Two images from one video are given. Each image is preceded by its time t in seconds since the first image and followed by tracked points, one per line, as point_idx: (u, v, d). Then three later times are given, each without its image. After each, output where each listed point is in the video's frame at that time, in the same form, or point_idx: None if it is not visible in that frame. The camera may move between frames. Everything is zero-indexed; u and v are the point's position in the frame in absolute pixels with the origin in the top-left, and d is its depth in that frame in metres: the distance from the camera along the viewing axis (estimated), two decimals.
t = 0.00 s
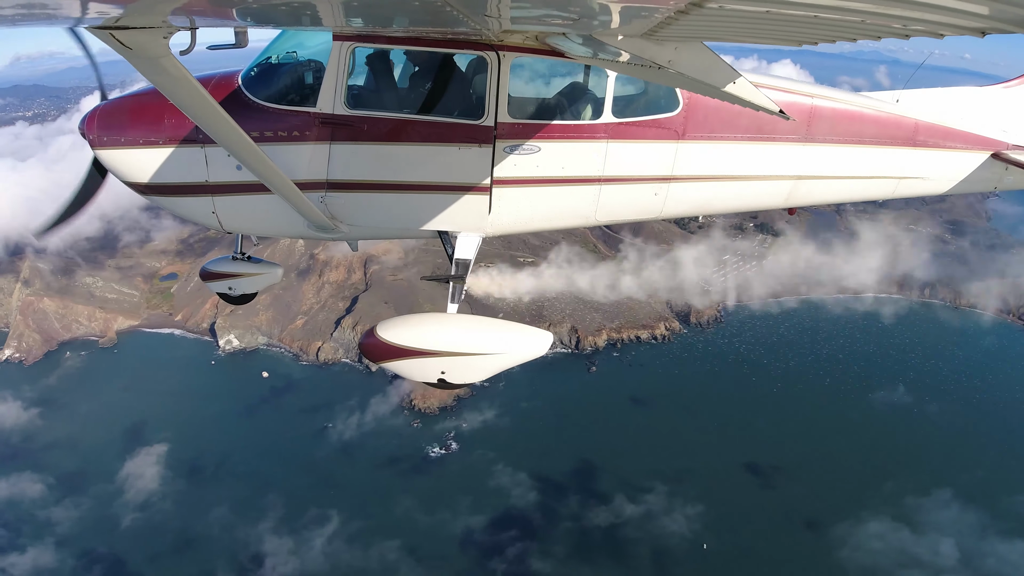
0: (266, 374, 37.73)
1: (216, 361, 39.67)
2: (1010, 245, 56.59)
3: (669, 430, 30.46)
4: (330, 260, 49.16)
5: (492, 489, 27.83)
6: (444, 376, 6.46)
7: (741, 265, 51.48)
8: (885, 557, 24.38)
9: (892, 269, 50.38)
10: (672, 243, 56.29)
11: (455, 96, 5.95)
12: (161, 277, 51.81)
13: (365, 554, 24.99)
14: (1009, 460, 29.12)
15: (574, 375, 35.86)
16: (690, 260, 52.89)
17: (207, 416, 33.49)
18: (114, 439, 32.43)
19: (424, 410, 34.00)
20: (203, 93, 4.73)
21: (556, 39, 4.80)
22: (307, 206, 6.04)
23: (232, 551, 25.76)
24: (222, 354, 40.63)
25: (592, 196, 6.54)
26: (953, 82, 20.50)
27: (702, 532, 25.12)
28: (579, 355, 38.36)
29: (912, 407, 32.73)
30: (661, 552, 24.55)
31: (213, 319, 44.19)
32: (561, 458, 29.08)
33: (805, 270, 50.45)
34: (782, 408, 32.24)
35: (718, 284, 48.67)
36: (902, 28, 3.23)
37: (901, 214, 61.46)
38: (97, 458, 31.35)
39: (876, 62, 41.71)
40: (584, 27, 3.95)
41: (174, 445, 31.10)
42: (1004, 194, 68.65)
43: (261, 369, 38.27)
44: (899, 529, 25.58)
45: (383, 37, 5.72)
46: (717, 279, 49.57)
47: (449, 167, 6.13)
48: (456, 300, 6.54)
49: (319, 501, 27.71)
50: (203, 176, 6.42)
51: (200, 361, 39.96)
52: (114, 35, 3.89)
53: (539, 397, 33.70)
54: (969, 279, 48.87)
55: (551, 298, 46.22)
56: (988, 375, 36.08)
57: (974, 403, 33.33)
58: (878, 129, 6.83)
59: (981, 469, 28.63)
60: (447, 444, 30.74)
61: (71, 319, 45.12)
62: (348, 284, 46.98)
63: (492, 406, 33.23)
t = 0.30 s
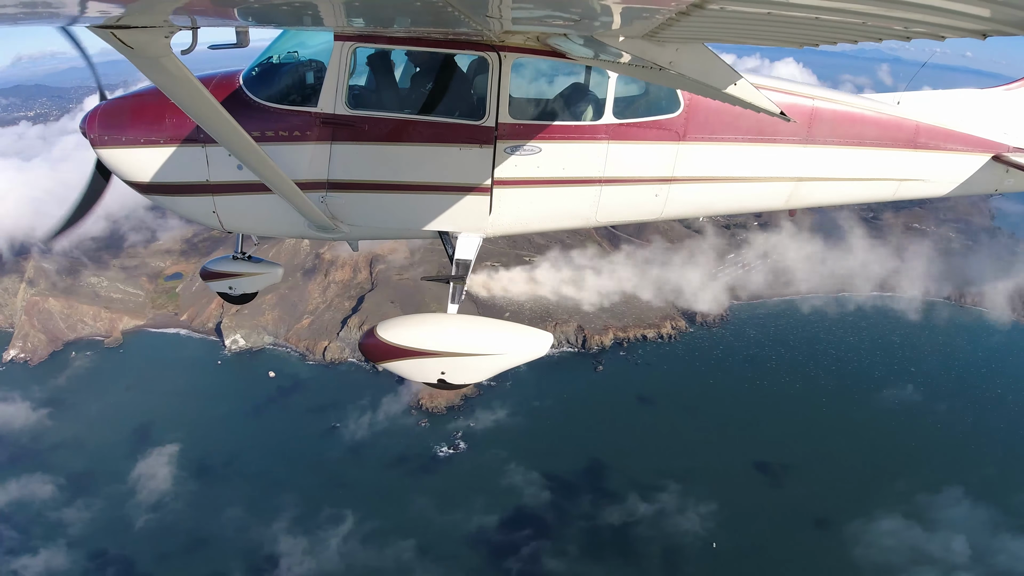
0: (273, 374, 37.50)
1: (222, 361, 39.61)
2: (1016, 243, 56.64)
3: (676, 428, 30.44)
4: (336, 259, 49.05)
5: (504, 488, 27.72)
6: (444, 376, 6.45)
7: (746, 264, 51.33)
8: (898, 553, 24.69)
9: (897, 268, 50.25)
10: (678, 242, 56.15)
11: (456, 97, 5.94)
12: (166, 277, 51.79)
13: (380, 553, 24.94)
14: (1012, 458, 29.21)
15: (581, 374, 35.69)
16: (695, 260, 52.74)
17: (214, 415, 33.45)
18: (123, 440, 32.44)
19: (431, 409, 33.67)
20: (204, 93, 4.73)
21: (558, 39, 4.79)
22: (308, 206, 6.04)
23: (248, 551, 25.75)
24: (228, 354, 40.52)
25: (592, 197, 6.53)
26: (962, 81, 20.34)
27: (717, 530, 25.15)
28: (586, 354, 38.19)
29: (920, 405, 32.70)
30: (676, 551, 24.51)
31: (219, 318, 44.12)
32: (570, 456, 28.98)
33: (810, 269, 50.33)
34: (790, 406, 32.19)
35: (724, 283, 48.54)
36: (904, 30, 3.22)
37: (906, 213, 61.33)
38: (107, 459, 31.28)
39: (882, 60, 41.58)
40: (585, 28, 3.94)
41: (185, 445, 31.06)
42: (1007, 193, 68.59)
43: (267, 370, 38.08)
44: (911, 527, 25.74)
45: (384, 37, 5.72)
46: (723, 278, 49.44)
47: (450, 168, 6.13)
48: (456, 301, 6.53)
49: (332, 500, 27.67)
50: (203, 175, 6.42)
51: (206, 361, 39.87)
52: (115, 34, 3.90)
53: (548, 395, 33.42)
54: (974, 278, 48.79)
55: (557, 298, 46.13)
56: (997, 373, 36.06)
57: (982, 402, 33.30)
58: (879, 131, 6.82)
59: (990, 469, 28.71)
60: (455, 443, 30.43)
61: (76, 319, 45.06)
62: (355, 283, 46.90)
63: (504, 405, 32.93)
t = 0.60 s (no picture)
0: (279, 374, 37.21)
1: (228, 360, 39.38)
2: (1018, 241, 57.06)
3: (683, 426, 30.37)
4: (341, 259, 49.70)
5: (517, 487, 27.50)
6: (444, 377, 6.44)
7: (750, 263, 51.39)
8: (907, 550, 24.57)
9: (902, 267, 50.27)
10: (684, 242, 56.28)
11: (457, 99, 5.94)
12: (171, 277, 51.75)
13: (395, 553, 24.72)
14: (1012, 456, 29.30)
15: (588, 373, 35.68)
16: (700, 259, 52.78)
17: (222, 415, 33.28)
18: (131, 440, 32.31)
19: (438, 408, 33.41)
20: (205, 94, 4.73)
21: (559, 41, 4.78)
22: (309, 207, 6.04)
23: (263, 551, 25.38)
24: (233, 354, 40.18)
25: (593, 199, 6.53)
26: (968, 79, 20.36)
27: (731, 528, 25.01)
28: (592, 353, 38.19)
29: (928, 402, 32.73)
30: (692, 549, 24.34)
31: (224, 318, 44.03)
32: (577, 454, 28.86)
33: (814, 268, 50.38)
34: (797, 404, 32.15)
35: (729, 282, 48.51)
36: (905, 32, 3.21)
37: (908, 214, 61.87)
38: (115, 459, 31.01)
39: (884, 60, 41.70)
40: (586, 30, 3.93)
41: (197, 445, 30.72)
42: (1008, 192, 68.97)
43: (274, 369, 37.77)
44: (923, 523, 25.65)
45: (385, 38, 5.73)
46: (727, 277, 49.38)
47: (451, 170, 6.14)
48: (457, 302, 6.53)
49: (345, 499, 27.32)
50: (205, 176, 6.43)
51: (212, 360, 39.60)
52: (117, 35, 3.89)
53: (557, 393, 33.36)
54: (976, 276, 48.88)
55: (561, 297, 46.09)
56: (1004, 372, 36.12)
57: (990, 399, 33.34)
58: (880, 133, 6.82)
59: (1000, 466, 28.78)
60: (463, 442, 30.32)
61: (81, 319, 44.99)
62: (360, 282, 47.38)
63: (515, 404, 32.68)
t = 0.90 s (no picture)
0: (285, 374, 36.89)
1: (234, 360, 39.02)
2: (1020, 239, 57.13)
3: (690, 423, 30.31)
4: (346, 258, 49.82)
5: (529, 485, 27.34)
6: (444, 379, 6.42)
7: (753, 262, 51.38)
8: (918, 547, 24.61)
9: (906, 264, 50.26)
10: (689, 241, 56.36)
11: (457, 101, 5.95)
12: (174, 276, 51.66)
13: (409, 552, 24.58)
14: (1015, 451, 29.35)
15: (594, 372, 35.64)
16: (705, 258, 52.80)
17: (229, 415, 32.96)
18: (138, 441, 31.94)
19: (445, 407, 33.33)
20: (206, 94, 4.73)
21: (560, 42, 4.78)
22: (309, 208, 6.04)
23: (278, 551, 25.20)
24: (239, 354, 39.91)
25: (593, 201, 6.53)
26: (971, 75, 20.36)
27: (744, 526, 24.97)
28: (597, 351, 38.26)
29: (936, 400, 32.75)
30: (709, 547, 24.33)
31: (229, 317, 43.85)
32: (584, 453, 28.77)
33: (817, 267, 50.43)
34: (805, 402, 32.12)
35: (733, 280, 48.45)
36: (907, 34, 3.22)
37: (910, 213, 61.93)
38: (125, 459, 30.80)
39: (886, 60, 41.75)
40: (587, 31, 3.94)
41: (210, 446, 30.47)
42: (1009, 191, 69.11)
43: (280, 369, 37.50)
44: (933, 519, 25.65)
45: (386, 40, 5.74)
46: (732, 275, 49.32)
47: (451, 171, 6.14)
48: (458, 303, 6.52)
49: (357, 498, 27.18)
50: (206, 177, 6.43)
51: (218, 360, 39.36)
52: (118, 35, 3.90)
53: (568, 391, 33.42)
54: (978, 271, 48.77)
55: (567, 295, 45.93)
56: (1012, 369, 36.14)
57: (998, 397, 33.41)
58: (880, 135, 6.82)
59: (1008, 464, 28.86)
60: (470, 441, 30.14)
61: (85, 319, 44.92)
62: (365, 281, 47.42)
63: (526, 402, 32.50)
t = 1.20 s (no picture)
0: (292, 373, 36.70)
1: (239, 360, 38.88)
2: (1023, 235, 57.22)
3: (698, 420, 30.29)
4: (352, 257, 49.80)
5: (541, 483, 27.25)
6: (444, 379, 6.42)
7: (757, 260, 51.42)
8: (929, 542, 24.72)
9: (909, 262, 50.34)
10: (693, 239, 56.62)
11: (457, 102, 5.95)
12: (178, 276, 51.55)
13: (424, 550, 24.48)
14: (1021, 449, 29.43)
15: (600, 371, 35.67)
16: (708, 257, 52.95)
17: (235, 414, 32.79)
18: (145, 441, 31.69)
19: (452, 406, 33.38)
20: (206, 95, 4.74)
21: (560, 43, 4.78)
22: (309, 208, 6.04)
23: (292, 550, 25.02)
24: (244, 354, 39.78)
25: (593, 201, 6.53)
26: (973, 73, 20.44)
27: (757, 523, 24.98)
28: (603, 350, 38.29)
29: (945, 396, 32.79)
30: (725, 543, 24.28)
31: (234, 317, 43.68)
32: (592, 451, 28.72)
33: (821, 266, 50.55)
34: (812, 398, 32.10)
35: (737, 278, 48.42)
36: (907, 34, 3.21)
37: (913, 210, 62.14)
38: (134, 459, 30.59)
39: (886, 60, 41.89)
40: (586, 32, 3.95)
41: (222, 445, 30.23)
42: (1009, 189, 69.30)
43: (286, 369, 37.34)
44: (944, 515, 25.74)
45: (386, 41, 5.74)
46: (736, 273, 49.32)
47: (450, 172, 6.15)
48: (457, 304, 6.52)
49: (369, 498, 27.04)
50: (205, 178, 6.43)
51: (223, 360, 39.21)
52: (117, 36, 3.90)
53: (578, 390, 33.42)
54: (982, 267, 48.77)
55: (572, 293, 45.91)
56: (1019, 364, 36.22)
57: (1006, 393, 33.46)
58: (880, 136, 6.83)
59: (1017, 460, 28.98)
60: (478, 440, 30.02)
61: (90, 319, 44.85)
62: (370, 281, 47.52)
63: (538, 401, 32.40)
